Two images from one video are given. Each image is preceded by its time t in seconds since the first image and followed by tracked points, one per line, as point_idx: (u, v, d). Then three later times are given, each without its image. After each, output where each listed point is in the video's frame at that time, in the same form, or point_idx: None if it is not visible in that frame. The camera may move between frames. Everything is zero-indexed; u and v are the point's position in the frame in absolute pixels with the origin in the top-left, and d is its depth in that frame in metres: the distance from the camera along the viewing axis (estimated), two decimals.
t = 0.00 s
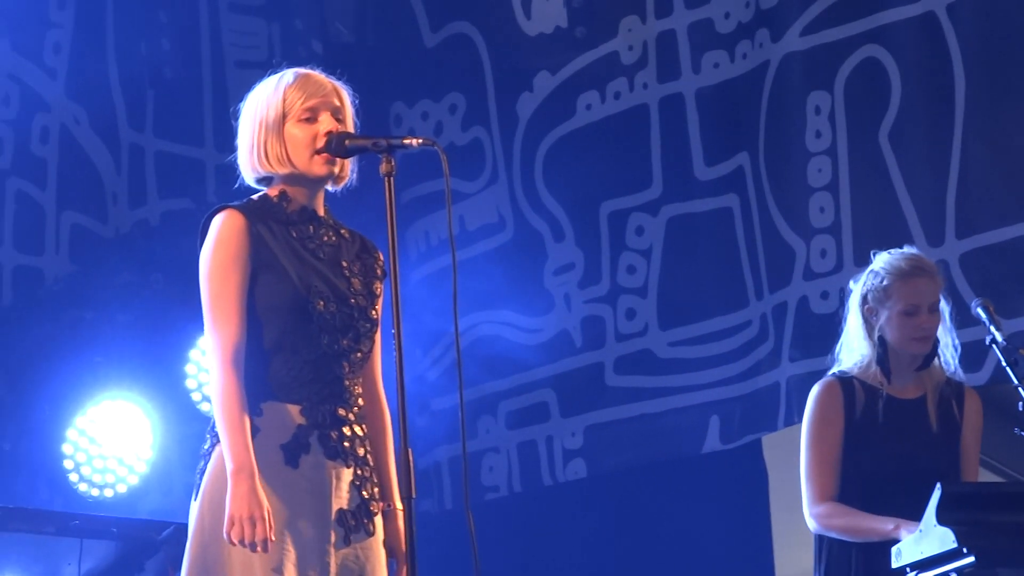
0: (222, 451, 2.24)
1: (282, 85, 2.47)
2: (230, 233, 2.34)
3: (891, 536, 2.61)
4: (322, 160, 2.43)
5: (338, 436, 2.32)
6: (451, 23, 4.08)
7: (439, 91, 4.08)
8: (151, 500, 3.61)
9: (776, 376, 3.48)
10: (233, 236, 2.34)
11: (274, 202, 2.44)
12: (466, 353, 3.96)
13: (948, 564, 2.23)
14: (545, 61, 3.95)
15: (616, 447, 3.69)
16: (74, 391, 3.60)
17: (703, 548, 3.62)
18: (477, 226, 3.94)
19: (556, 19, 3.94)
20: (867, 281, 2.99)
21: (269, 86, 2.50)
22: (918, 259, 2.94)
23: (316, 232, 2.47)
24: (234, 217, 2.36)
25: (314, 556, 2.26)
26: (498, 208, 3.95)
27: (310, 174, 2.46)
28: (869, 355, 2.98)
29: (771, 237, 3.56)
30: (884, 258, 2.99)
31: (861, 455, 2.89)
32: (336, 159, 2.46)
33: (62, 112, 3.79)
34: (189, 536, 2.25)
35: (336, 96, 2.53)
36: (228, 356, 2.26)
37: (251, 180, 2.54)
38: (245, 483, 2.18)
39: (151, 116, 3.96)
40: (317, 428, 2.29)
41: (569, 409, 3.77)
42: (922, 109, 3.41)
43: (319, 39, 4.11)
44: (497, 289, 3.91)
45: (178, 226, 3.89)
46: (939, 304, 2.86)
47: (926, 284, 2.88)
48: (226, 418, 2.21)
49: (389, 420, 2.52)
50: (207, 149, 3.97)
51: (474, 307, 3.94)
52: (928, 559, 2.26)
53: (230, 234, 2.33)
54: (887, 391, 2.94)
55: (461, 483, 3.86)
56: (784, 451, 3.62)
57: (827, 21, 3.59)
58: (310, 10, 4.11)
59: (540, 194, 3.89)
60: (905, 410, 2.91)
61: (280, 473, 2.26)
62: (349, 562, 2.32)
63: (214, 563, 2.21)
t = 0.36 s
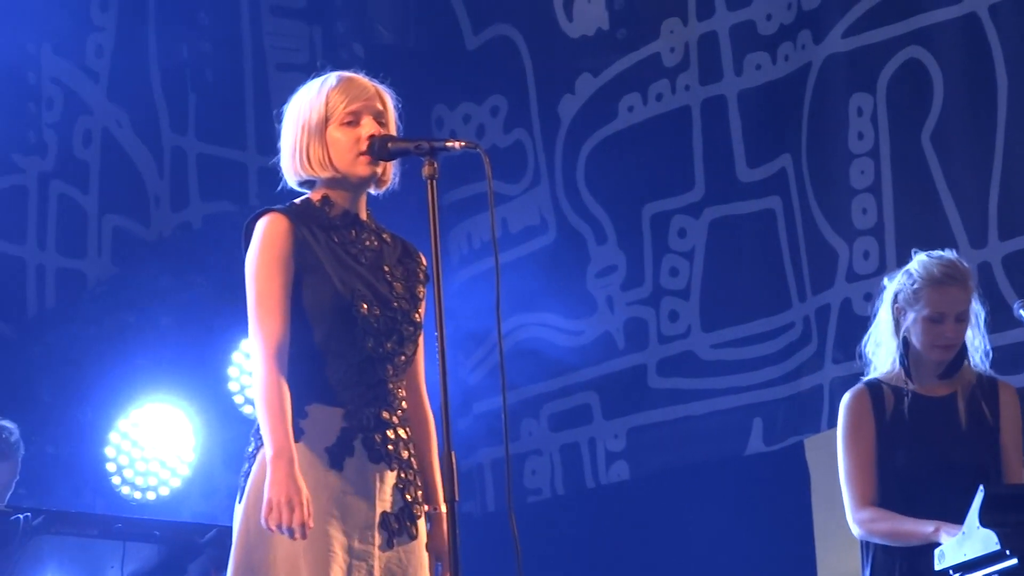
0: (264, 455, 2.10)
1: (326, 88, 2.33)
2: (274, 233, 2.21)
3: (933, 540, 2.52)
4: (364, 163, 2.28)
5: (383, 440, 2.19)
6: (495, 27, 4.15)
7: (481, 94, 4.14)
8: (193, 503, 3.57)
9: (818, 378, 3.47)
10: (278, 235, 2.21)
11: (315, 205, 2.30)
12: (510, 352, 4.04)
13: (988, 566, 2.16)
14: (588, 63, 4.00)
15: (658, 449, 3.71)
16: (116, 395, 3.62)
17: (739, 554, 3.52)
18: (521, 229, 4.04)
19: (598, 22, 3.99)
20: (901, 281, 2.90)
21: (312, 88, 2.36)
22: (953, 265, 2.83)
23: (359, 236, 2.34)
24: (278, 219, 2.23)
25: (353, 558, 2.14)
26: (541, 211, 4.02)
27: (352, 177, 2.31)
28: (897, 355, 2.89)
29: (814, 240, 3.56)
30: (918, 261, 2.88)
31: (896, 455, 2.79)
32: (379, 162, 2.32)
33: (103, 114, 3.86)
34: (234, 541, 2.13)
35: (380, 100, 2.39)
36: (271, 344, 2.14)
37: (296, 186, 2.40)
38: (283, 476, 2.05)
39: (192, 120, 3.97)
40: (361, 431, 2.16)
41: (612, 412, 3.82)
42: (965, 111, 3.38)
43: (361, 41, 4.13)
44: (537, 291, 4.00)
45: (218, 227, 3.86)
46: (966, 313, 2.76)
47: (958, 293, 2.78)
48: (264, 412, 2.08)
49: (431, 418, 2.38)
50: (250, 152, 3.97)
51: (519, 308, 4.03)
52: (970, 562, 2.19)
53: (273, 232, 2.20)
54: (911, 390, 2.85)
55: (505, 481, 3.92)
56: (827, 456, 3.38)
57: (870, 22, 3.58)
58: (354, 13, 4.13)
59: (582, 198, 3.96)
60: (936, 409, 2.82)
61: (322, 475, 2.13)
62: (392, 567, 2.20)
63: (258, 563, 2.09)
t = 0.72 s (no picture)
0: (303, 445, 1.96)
1: (358, 88, 2.20)
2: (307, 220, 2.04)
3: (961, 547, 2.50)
4: (392, 164, 2.14)
5: (414, 440, 2.01)
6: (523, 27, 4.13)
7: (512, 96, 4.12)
8: (221, 504, 3.58)
9: (849, 379, 3.47)
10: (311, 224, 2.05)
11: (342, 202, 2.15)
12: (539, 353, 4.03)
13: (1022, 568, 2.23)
14: (617, 65, 4.00)
15: (688, 451, 3.70)
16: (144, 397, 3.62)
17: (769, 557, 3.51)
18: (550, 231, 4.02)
19: (628, 22, 4.00)
20: (933, 279, 2.90)
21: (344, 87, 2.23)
22: (986, 261, 2.83)
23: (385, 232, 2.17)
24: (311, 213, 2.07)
25: (385, 568, 1.97)
26: (570, 212, 4.00)
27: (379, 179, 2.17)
28: (931, 355, 2.86)
29: (844, 241, 3.56)
30: (951, 259, 2.89)
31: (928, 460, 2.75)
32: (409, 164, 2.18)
33: (132, 116, 3.85)
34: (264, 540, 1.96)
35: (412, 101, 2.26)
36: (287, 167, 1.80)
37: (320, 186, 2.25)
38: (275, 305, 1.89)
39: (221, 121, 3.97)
40: (393, 431, 1.99)
41: (641, 413, 3.81)
42: (996, 111, 3.38)
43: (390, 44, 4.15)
44: (568, 292, 3.98)
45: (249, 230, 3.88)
46: (1000, 305, 2.75)
47: (991, 285, 2.77)
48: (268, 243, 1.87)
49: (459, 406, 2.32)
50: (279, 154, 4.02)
51: (545, 310, 4.01)
52: (1001, 563, 2.25)
53: (306, 223, 2.03)
54: (945, 392, 2.81)
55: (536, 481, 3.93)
56: (859, 455, 3.38)
57: (899, 23, 3.59)
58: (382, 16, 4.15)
59: (612, 198, 3.95)
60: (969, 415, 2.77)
61: (351, 476, 1.95)
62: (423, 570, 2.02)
63: None
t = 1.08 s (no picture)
0: (322, 441, 1.92)
1: (376, 90, 2.13)
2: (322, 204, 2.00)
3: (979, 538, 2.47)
4: (409, 167, 2.09)
5: (432, 443, 1.97)
6: (540, 31, 4.14)
7: (528, 101, 4.13)
8: (237, 509, 3.59)
9: (866, 383, 3.46)
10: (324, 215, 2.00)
11: (359, 205, 2.09)
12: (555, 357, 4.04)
13: None
14: (633, 69, 4.01)
15: (705, 454, 3.70)
16: (159, 401, 3.63)
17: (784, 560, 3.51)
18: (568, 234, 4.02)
19: (647, 26, 4.00)
20: (953, 279, 2.87)
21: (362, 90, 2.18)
22: (1007, 266, 2.80)
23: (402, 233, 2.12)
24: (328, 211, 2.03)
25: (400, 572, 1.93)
26: (587, 216, 4.00)
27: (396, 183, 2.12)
28: (943, 357, 2.85)
29: (861, 245, 3.56)
30: (974, 260, 2.86)
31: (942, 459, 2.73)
32: (426, 168, 2.13)
33: (148, 120, 3.84)
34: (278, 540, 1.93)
35: (431, 106, 2.20)
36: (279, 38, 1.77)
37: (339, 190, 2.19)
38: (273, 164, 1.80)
39: (238, 126, 3.91)
40: (411, 434, 1.95)
41: (658, 417, 3.80)
42: (1012, 113, 3.39)
43: (407, 48, 4.14)
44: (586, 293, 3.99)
45: (264, 235, 3.84)
46: (1015, 311, 2.72)
47: (1009, 292, 2.75)
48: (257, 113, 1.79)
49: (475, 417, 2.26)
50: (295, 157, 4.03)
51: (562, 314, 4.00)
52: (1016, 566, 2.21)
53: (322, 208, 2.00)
54: (956, 392, 2.80)
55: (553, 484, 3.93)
56: (874, 458, 3.37)
57: (917, 26, 3.58)
58: (399, 20, 4.15)
59: (628, 202, 3.94)
60: (981, 416, 2.76)
61: (370, 480, 1.91)
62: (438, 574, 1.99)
63: None
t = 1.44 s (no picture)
0: (310, 443, 1.88)
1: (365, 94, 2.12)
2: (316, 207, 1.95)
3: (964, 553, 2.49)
4: (398, 174, 2.07)
5: (419, 445, 1.94)
6: (530, 38, 4.15)
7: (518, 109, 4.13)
8: (226, 514, 3.62)
9: (855, 391, 3.46)
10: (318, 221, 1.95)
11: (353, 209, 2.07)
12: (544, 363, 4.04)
13: None
14: (624, 76, 4.00)
15: (694, 462, 3.69)
16: (148, 406, 3.62)
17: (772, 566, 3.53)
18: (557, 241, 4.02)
19: (637, 34, 4.00)
20: (952, 286, 2.91)
21: (355, 95, 2.16)
22: (1007, 272, 2.86)
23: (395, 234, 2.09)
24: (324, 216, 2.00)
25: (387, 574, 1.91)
26: (576, 223, 4.01)
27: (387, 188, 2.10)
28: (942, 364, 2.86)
29: (851, 253, 3.56)
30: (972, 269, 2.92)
31: (937, 470, 2.73)
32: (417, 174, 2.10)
33: (138, 127, 3.86)
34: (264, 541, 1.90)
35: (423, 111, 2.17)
36: None
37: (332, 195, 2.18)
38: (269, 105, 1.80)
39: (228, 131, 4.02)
40: (399, 436, 1.92)
41: (648, 425, 3.80)
42: (1002, 121, 3.39)
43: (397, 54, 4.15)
44: (577, 301, 3.97)
45: (255, 240, 3.91)
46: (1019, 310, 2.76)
47: (1010, 292, 2.79)
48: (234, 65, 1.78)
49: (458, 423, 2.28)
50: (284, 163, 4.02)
51: (551, 322, 4.01)
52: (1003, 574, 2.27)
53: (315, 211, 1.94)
54: (956, 399, 2.81)
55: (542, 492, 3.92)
56: (863, 466, 3.38)
57: (907, 34, 3.59)
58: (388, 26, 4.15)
59: (618, 209, 3.94)
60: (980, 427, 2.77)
61: (357, 482, 1.88)
62: None
63: None
